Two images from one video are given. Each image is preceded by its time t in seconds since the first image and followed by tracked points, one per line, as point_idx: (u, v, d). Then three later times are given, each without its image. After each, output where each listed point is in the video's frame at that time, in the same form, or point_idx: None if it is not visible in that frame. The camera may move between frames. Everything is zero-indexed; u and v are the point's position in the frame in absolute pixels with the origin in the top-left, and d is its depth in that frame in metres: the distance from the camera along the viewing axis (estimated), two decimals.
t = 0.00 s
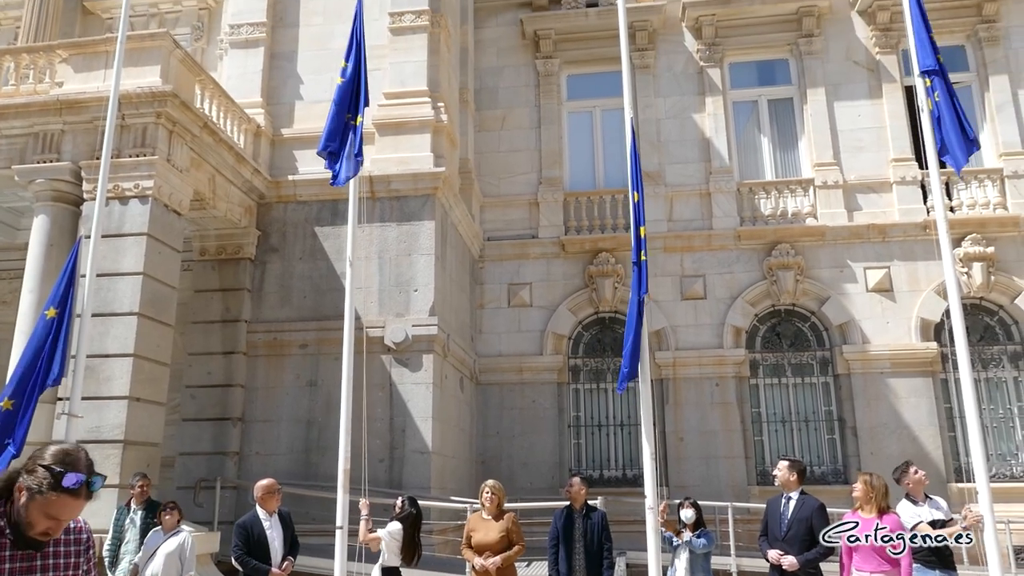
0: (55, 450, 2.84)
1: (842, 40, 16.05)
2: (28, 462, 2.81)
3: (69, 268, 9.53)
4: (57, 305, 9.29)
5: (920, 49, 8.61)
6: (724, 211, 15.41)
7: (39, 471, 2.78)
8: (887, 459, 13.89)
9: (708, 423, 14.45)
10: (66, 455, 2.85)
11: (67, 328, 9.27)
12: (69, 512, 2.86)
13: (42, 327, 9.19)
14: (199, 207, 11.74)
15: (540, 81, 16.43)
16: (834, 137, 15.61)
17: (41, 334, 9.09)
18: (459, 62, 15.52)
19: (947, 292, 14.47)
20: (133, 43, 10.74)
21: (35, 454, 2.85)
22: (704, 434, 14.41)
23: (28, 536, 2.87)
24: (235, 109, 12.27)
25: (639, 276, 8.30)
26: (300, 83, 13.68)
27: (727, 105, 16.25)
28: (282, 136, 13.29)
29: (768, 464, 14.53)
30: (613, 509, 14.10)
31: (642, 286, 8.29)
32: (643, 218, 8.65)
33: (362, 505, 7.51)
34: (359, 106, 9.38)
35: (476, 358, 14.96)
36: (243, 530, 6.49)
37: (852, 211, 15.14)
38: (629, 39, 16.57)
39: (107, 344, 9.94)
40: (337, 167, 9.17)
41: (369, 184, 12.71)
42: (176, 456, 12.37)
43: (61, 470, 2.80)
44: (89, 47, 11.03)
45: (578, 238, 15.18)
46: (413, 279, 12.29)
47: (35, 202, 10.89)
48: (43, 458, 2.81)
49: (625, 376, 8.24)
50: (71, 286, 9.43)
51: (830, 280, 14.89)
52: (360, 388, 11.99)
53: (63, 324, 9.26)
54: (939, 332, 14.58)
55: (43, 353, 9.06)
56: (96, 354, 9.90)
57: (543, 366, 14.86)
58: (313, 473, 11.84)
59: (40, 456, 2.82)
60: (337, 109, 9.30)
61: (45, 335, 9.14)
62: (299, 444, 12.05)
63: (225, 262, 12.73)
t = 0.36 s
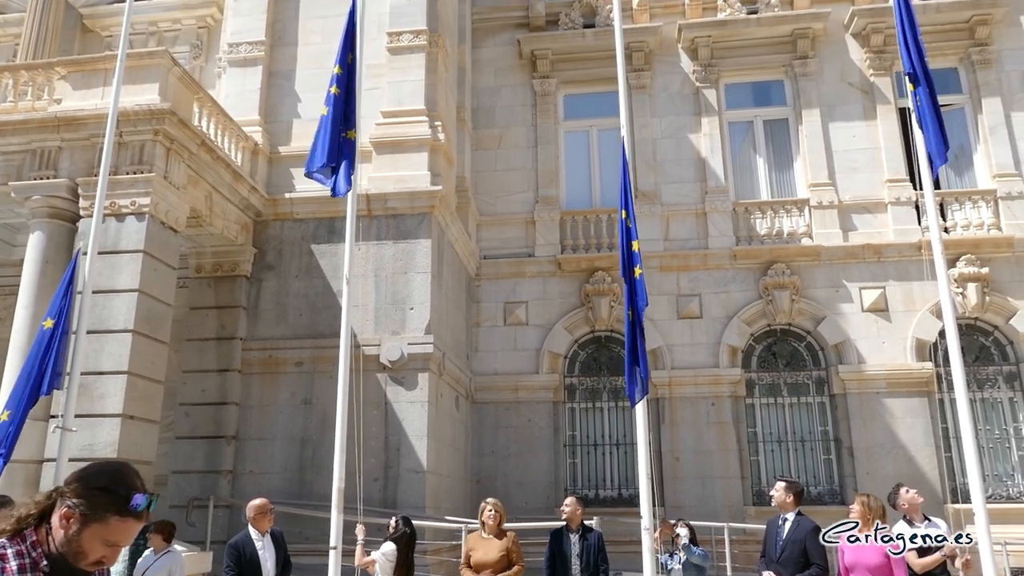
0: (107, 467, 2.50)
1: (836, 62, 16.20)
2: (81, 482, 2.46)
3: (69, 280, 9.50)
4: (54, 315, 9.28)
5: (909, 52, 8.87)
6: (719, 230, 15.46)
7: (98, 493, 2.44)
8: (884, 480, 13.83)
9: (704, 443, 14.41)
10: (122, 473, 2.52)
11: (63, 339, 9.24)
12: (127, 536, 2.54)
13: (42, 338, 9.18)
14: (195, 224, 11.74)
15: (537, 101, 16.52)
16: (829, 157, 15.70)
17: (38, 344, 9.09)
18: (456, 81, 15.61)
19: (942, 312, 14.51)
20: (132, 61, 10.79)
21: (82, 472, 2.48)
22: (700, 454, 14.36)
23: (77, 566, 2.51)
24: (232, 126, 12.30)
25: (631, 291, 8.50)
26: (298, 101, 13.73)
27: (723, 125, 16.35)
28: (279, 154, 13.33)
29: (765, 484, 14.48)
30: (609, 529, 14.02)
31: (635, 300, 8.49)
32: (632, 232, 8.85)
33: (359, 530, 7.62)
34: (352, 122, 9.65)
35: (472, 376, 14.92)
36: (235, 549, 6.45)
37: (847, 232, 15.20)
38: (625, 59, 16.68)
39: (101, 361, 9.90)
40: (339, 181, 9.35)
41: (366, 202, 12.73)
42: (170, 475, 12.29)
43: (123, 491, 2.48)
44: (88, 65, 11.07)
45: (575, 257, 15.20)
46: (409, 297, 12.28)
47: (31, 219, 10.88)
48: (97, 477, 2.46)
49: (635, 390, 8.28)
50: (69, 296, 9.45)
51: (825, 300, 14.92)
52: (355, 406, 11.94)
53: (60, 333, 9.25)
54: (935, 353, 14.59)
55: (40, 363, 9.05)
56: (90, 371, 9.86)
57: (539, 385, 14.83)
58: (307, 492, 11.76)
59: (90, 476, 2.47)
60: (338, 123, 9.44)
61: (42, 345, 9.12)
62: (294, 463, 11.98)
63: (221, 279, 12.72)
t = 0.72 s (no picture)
0: (198, 487, 2.66)
1: (829, 81, 16.34)
2: (181, 501, 2.57)
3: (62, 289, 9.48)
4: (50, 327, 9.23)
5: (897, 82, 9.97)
6: (714, 248, 15.50)
7: (202, 512, 2.59)
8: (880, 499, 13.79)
9: (700, 461, 14.37)
10: (211, 493, 2.69)
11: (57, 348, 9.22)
12: (214, 558, 2.68)
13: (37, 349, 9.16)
14: (190, 243, 11.74)
15: (532, 120, 16.61)
16: (822, 176, 15.80)
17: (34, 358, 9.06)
18: (452, 100, 15.69)
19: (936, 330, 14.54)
20: (128, 80, 10.82)
21: (175, 492, 2.60)
22: (695, 473, 14.32)
23: None
24: (228, 145, 12.34)
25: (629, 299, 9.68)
26: (294, 120, 13.78)
27: (717, 144, 16.44)
28: (275, 172, 13.35)
29: (761, 503, 14.43)
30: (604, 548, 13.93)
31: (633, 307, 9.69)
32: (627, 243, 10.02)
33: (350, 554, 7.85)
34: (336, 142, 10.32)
35: (467, 395, 14.88)
36: (227, 570, 6.39)
37: (841, 250, 15.25)
38: (620, 78, 16.79)
39: (94, 380, 9.85)
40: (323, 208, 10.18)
41: (362, 220, 12.75)
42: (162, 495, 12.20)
43: (218, 511, 2.65)
44: (85, 84, 11.10)
45: (570, 275, 15.22)
46: (404, 316, 12.26)
47: (25, 237, 10.86)
48: (195, 496, 2.61)
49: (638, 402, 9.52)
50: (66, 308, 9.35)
51: (820, 318, 14.95)
52: (349, 425, 11.89)
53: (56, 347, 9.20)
54: (929, 371, 14.60)
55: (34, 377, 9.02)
56: (83, 390, 9.81)
57: (533, 403, 14.79)
58: (300, 511, 11.68)
59: (187, 494, 2.60)
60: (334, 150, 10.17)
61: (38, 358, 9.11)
62: (287, 482, 11.90)
63: (215, 297, 12.69)
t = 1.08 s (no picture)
0: (255, 510, 2.76)
1: (822, 94, 16.43)
2: (253, 526, 2.69)
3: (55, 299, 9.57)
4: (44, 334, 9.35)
5: (886, 94, 10.02)
6: (709, 261, 15.53)
7: (268, 536, 2.72)
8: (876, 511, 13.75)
9: (696, 474, 14.34)
10: (264, 516, 2.79)
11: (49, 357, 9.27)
12: None
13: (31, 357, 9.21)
14: (185, 256, 11.72)
15: (527, 133, 16.67)
16: (816, 188, 15.85)
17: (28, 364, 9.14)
18: (447, 113, 15.74)
19: (931, 342, 14.57)
20: (124, 94, 10.84)
21: (245, 517, 2.70)
22: (692, 485, 14.28)
23: None
24: (223, 158, 12.35)
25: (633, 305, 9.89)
26: (289, 133, 13.80)
27: (711, 157, 16.50)
28: (270, 185, 13.36)
29: (757, 516, 14.38)
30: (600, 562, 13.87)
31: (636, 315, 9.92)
32: (636, 248, 10.24)
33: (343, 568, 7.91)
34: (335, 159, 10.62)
35: (462, 408, 14.85)
36: None
37: (836, 262, 15.29)
38: (614, 91, 16.87)
39: (87, 394, 9.81)
40: (326, 225, 10.40)
41: (357, 233, 12.75)
42: (156, 510, 12.13)
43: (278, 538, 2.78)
44: (80, 98, 11.12)
45: (565, 287, 15.23)
46: (399, 329, 12.25)
47: (19, 251, 10.83)
48: (260, 521, 2.73)
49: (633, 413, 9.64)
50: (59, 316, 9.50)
51: (815, 330, 14.96)
52: (344, 439, 11.84)
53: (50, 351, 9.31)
54: (925, 382, 14.61)
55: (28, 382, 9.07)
56: (76, 405, 9.76)
57: (529, 416, 14.76)
58: (295, 526, 11.62)
59: (253, 518, 2.72)
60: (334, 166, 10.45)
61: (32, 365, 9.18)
62: (281, 496, 11.85)
63: (210, 310, 12.67)
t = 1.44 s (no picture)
0: (273, 526, 2.75)
1: (817, 107, 16.52)
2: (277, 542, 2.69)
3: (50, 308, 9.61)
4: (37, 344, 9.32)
5: (881, 96, 10.57)
6: (705, 273, 15.55)
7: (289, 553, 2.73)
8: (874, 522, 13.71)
9: (693, 487, 14.29)
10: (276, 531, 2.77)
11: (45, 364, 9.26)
12: None
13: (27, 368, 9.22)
14: (181, 268, 11.70)
15: (523, 145, 16.71)
16: (812, 201, 15.90)
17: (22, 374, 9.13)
18: (443, 126, 15.78)
19: (927, 354, 14.58)
20: (120, 106, 10.85)
21: (269, 532, 2.69)
22: (688, 498, 14.24)
23: None
24: (220, 170, 12.35)
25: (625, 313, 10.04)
26: (286, 146, 13.81)
27: (707, 169, 16.56)
28: (266, 198, 13.36)
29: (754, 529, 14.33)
30: None
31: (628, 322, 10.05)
32: (624, 255, 10.36)
33: None
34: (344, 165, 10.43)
35: (459, 421, 14.80)
36: None
37: (832, 274, 15.32)
38: (610, 104, 16.93)
39: (81, 407, 9.76)
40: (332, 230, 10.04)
41: (353, 245, 12.73)
42: (150, 524, 12.05)
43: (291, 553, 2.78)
44: (76, 110, 11.13)
45: (561, 300, 15.22)
46: (396, 341, 12.23)
47: (13, 263, 10.78)
48: (280, 535, 2.74)
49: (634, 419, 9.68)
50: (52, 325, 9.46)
51: (811, 342, 14.96)
52: (340, 452, 11.79)
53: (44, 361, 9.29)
54: (922, 394, 14.61)
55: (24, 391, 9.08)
56: (71, 417, 9.71)
57: (525, 429, 14.71)
58: (290, 540, 11.54)
59: (275, 533, 2.72)
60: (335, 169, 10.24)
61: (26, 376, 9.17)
62: (277, 510, 11.78)
63: (205, 323, 12.64)
